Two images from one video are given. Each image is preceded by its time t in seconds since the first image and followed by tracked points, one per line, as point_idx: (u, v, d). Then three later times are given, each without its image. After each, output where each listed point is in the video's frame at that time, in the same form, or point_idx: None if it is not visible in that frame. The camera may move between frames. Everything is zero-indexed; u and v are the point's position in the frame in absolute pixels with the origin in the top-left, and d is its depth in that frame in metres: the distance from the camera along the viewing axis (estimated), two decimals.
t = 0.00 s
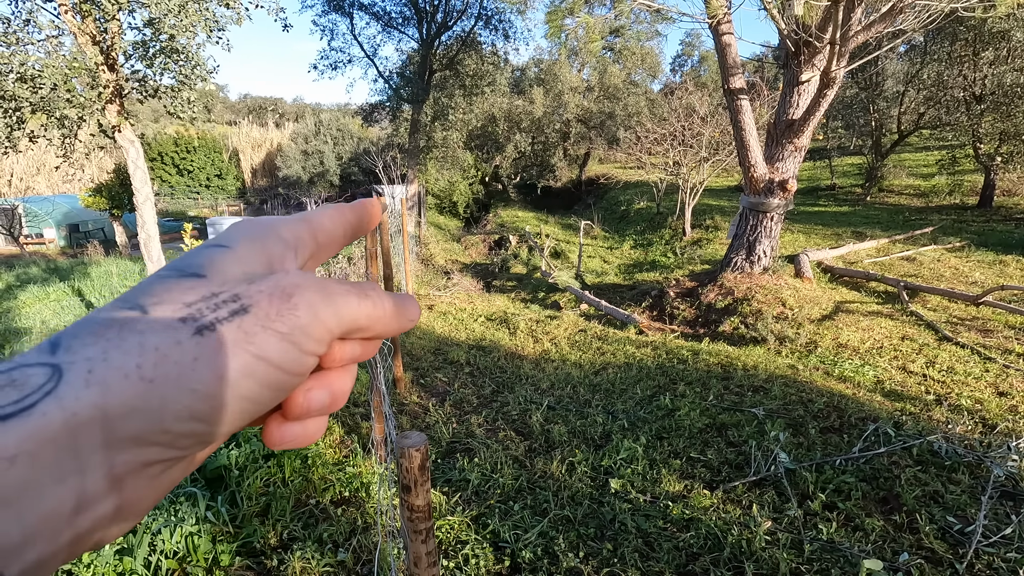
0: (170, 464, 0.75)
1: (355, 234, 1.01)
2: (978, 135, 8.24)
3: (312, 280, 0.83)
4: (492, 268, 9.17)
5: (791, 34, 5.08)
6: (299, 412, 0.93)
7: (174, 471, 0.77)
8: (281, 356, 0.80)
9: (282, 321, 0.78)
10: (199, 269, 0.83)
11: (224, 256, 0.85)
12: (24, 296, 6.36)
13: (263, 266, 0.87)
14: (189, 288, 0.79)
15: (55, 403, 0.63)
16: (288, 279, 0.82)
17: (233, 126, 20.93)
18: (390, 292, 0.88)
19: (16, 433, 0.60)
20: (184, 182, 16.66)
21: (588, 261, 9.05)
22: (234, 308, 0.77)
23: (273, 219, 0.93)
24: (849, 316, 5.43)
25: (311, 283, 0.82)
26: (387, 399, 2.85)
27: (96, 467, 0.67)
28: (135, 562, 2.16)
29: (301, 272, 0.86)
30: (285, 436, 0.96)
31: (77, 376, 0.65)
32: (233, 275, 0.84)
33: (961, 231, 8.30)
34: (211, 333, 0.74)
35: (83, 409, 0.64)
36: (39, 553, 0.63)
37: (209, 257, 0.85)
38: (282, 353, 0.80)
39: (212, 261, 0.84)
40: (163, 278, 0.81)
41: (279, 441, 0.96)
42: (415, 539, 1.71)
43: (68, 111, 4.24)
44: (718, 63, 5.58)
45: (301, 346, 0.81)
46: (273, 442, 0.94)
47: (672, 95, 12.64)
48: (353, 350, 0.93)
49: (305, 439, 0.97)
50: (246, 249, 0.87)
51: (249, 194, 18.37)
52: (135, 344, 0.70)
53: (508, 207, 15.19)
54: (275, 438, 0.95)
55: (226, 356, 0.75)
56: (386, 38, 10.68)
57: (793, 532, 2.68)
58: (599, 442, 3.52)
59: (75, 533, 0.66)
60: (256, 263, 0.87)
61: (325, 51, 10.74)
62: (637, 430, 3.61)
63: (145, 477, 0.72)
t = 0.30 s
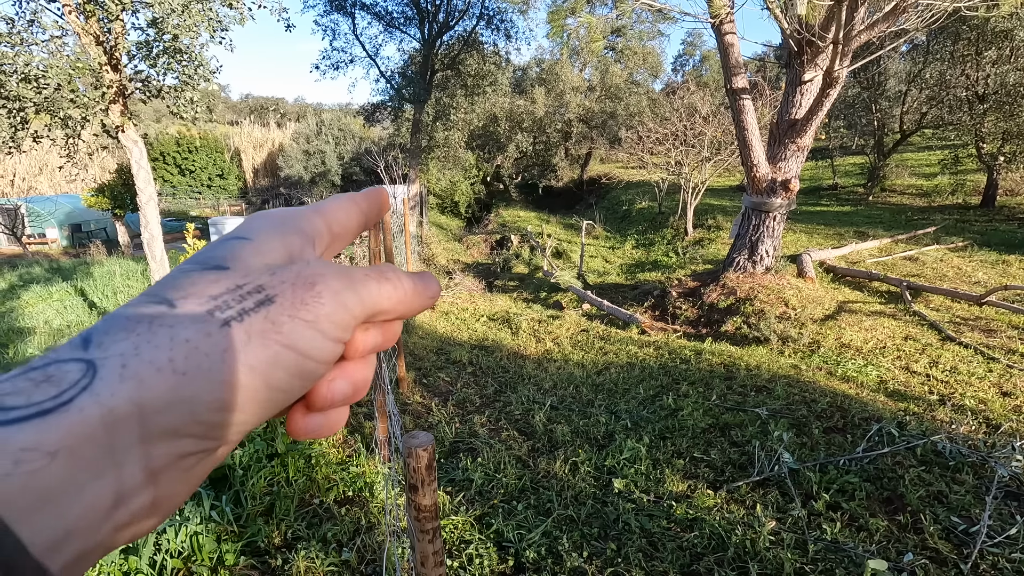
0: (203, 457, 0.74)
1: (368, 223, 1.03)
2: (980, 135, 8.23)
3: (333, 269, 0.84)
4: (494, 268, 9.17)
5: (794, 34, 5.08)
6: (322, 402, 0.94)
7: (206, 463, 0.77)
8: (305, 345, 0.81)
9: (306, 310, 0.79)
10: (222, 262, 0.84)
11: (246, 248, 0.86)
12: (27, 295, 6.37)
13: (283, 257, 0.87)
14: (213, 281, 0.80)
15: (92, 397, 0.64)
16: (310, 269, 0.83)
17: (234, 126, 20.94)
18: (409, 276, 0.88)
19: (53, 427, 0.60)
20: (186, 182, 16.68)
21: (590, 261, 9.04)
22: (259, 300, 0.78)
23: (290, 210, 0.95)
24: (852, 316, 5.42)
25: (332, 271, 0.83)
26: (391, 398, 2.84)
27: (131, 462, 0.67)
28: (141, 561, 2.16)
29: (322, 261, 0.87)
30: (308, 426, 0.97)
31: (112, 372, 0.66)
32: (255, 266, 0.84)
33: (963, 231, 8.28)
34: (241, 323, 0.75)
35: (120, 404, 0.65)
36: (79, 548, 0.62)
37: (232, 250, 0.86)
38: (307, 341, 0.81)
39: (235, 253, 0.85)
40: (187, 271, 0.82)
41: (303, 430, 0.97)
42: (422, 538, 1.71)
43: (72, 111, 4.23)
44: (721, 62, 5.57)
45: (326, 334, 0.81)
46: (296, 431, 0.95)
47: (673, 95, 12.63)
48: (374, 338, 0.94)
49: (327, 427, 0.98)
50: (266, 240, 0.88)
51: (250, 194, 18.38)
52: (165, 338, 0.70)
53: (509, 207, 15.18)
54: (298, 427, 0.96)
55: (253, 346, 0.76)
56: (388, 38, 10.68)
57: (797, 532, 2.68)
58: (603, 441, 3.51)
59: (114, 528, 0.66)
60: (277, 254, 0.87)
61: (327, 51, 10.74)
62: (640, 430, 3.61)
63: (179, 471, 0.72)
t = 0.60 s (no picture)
0: (197, 446, 0.74)
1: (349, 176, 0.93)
2: (982, 134, 8.23)
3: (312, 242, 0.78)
4: (495, 268, 9.17)
5: (795, 34, 5.08)
6: (318, 371, 0.92)
7: (202, 451, 0.76)
8: (290, 325, 0.77)
9: (287, 290, 0.75)
10: (192, 240, 0.78)
11: (214, 223, 0.79)
12: (29, 295, 6.39)
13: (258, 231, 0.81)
14: (186, 265, 0.75)
15: (69, 402, 0.62)
16: (287, 245, 0.77)
17: (235, 126, 20.96)
18: (393, 240, 0.81)
19: (33, 434, 0.60)
20: (187, 182, 16.69)
21: (591, 261, 9.04)
22: (236, 284, 0.73)
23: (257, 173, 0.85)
24: (853, 316, 5.41)
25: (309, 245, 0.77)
26: (392, 398, 2.83)
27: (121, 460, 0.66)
28: (141, 562, 2.15)
29: (300, 232, 0.81)
30: (307, 393, 0.96)
31: (88, 374, 0.64)
32: (230, 244, 0.79)
33: (964, 231, 8.27)
34: (218, 309, 0.71)
35: (99, 406, 0.64)
36: (75, 544, 0.64)
37: (199, 226, 0.79)
38: (291, 320, 0.77)
39: (205, 230, 0.79)
40: (159, 254, 0.77)
41: (299, 399, 0.95)
42: (422, 539, 1.71)
43: (74, 112, 4.24)
44: (722, 62, 5.56)
45: (311, 311, 0.78)
46: (293, 399, 0.94)
47: (674, 95, 12.63)
48: (367, 301, 0.91)
49: (327, 392, 0.97)
50: (235, 212, 0.81)
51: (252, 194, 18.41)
52: (141, 332, 0.68)
53: (510, 207, 15.19)
54: (296, 395, 0.95)
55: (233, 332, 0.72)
56: (389, 38, 10.68)
57: (798, 532, 2.68)
58: (604, 441, 3.52)
59: (113, 520, 0.67)
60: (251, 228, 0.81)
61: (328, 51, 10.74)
62: (641, 430, 3.61)
63: (174, 461, 0.72)
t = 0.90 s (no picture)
0: (192, 487, 0.78)
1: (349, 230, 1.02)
2: (983, 134, 8.22)
3: (312, 299, 0.83)
4: (495, 268, 9.17)
5: (795, 33, 5.08)
6: (311, 415, 0.94)
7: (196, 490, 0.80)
8: (288, 377, 0.81)
9: (287, 345, 0.79)
10: (203, 291, 0.83)
11: (224, 278, 0.85)
12: (30, 296, 6.41)
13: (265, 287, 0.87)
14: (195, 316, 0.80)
15: (84, 445, 0.68)
16: (289, 301, 0.82)
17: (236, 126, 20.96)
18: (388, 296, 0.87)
19: (49, 474, 0.66)
20: (188, 182, 16.72)
21: (592, 261, 9.04)
22: (242, 336, 0.77)
23: (266, 227, 0.92)
24: (854, 315, 5.40)
25: (309, 301, 0.82)
26: (392, 398, 2.82)
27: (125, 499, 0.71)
28: (142, 561, 2.17)
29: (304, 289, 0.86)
30: (297, 438, 0.97)
31: (102, 419, 0.69)
32: (238, 298, 0.84)
33: (966, 230, 8.26)
34: (222, 365, 0.75)
35: (111, 450, 0.69)
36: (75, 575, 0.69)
37: (209, 278, 0.84)
38: (289, 372, 0.81)
39: (214, 283, 0.84)
40: (169, 303, 0.82)
41: (291, 442, 0.97)
42: (421, 538, 1.71)
43: (74, 112, 4.25)
44: (722, 62, 5.55)
45: (308, 364, 0.82)
46: (285, 445, 0.95)
47: (675, 94, 12.61)
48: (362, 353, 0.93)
49: (315, 438, 0.99)
50: (245, 267, 0.87)
51: (253, 194, 18.42)
52: (152, 381, 0.73)
53: (511, 207, 15.20)
54: (287, 441, 0.96)
55: (237, 386, 0.77)
56: (390, 38, 10.67)
57: (799, 532, 2.68)
58: (604, 441, 3.52)
59: (110, 553, 0.72)
60: (258, 284, 0.87)
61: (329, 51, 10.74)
62: (641, 430, 3.61)
63: (170, 500, 0.76)
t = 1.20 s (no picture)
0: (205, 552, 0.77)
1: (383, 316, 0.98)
2: (985, 133, 8.22)
3: (343, 398, 0.81)
4: (497, 268, 9.18)
5: (797, 33, 5.07)
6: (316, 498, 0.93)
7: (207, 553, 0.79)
8: (308, 468, 0.80)
9: (313, 442, 0.78)
10: (251, 368, 0.81)
11: (272, 359, 0.83)
12: (32, 295, 6.43)
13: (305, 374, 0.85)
14: (240, 391, 0.78)
15: (126, 501, 0.68)
16: (325, 395, 0.81)
17: (237, 127, 21.00)
18: (414, 401, 0.87)
19: (93, 524, 0.65)
20: (190, 182, 16.74)
21: (593, 261, 9.04)
22: (277, 424, 0.76)
23: (312, 309, 0.91)
24: (855, 315, 5.40)
25: (341, 400, 0.81)
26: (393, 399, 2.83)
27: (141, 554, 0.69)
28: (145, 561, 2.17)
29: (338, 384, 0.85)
30: (299, 515, 0.93)
31: (147, 476, 0.69)
32: (281, 382, 0.82)
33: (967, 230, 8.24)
34: (257, 448, 0.75)
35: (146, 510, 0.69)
36: None
37: (259, 355, 0.83)
38: (308, 464, 0.80)
39: (263, 361, 0.83)
40: (218, 370, 0.81)
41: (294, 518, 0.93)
42: (423, 539, 1.72)
43: (76, 113, 4.26)
44: (724, 61, 5.55)
45: (326, 459, 0.80)
46: (288, 519, 0.90)
47: (676, 93, 12.61)
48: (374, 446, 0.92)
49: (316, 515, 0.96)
50: (292, 350, 0.85)
51: (254, 194, 18.46)
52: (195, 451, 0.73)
53: (512, 207, 15.21)
54: (290, 515, 0.91)
55: (265, 469, 0.76)
56: (391, 38, 10.68)
57: (800, 532, 2.68)
58: (605, 441, 3.52)
59: None
60: (300, 368, 0.85)
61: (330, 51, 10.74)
62: (643, 430, 3.61)
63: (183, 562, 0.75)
